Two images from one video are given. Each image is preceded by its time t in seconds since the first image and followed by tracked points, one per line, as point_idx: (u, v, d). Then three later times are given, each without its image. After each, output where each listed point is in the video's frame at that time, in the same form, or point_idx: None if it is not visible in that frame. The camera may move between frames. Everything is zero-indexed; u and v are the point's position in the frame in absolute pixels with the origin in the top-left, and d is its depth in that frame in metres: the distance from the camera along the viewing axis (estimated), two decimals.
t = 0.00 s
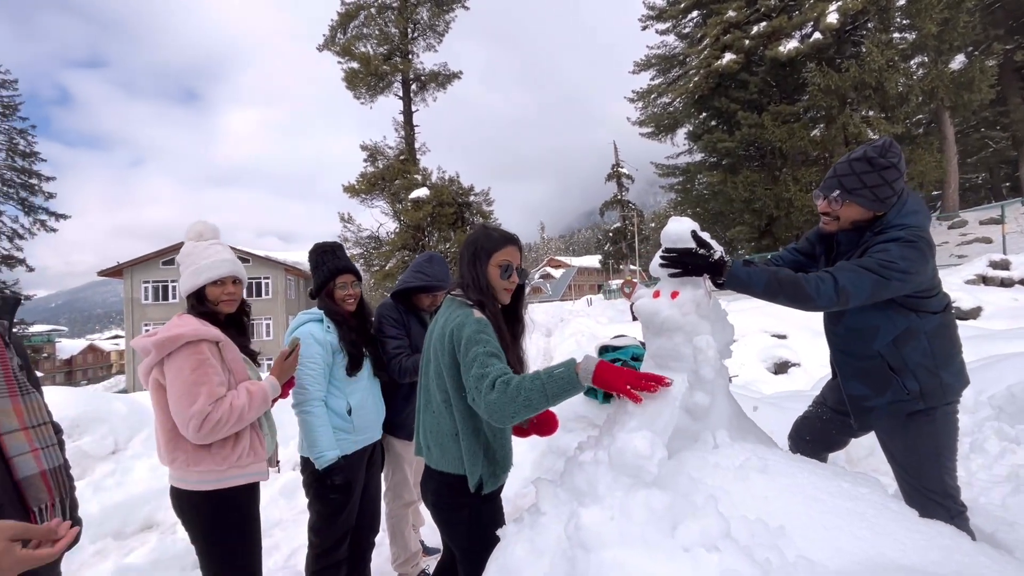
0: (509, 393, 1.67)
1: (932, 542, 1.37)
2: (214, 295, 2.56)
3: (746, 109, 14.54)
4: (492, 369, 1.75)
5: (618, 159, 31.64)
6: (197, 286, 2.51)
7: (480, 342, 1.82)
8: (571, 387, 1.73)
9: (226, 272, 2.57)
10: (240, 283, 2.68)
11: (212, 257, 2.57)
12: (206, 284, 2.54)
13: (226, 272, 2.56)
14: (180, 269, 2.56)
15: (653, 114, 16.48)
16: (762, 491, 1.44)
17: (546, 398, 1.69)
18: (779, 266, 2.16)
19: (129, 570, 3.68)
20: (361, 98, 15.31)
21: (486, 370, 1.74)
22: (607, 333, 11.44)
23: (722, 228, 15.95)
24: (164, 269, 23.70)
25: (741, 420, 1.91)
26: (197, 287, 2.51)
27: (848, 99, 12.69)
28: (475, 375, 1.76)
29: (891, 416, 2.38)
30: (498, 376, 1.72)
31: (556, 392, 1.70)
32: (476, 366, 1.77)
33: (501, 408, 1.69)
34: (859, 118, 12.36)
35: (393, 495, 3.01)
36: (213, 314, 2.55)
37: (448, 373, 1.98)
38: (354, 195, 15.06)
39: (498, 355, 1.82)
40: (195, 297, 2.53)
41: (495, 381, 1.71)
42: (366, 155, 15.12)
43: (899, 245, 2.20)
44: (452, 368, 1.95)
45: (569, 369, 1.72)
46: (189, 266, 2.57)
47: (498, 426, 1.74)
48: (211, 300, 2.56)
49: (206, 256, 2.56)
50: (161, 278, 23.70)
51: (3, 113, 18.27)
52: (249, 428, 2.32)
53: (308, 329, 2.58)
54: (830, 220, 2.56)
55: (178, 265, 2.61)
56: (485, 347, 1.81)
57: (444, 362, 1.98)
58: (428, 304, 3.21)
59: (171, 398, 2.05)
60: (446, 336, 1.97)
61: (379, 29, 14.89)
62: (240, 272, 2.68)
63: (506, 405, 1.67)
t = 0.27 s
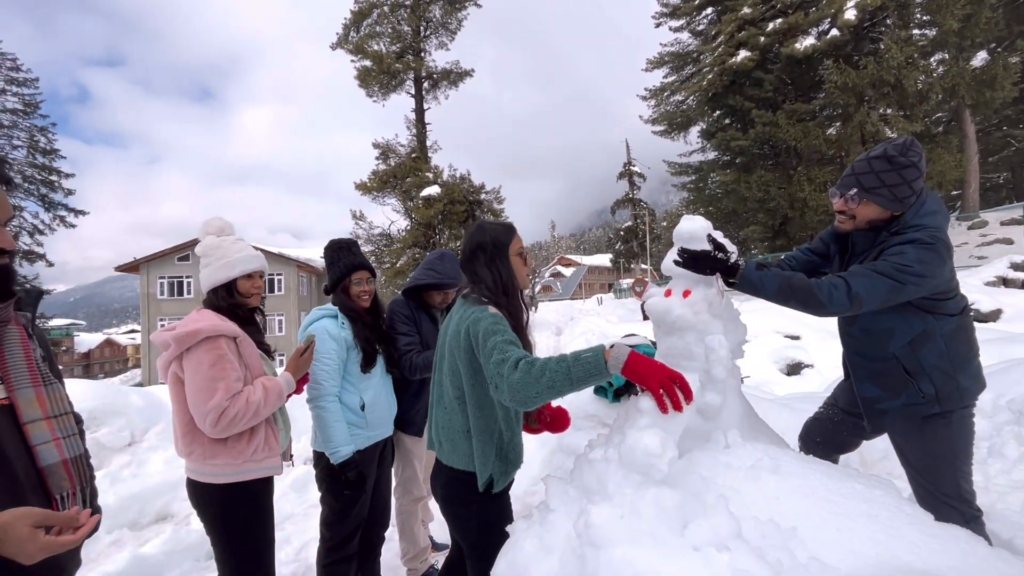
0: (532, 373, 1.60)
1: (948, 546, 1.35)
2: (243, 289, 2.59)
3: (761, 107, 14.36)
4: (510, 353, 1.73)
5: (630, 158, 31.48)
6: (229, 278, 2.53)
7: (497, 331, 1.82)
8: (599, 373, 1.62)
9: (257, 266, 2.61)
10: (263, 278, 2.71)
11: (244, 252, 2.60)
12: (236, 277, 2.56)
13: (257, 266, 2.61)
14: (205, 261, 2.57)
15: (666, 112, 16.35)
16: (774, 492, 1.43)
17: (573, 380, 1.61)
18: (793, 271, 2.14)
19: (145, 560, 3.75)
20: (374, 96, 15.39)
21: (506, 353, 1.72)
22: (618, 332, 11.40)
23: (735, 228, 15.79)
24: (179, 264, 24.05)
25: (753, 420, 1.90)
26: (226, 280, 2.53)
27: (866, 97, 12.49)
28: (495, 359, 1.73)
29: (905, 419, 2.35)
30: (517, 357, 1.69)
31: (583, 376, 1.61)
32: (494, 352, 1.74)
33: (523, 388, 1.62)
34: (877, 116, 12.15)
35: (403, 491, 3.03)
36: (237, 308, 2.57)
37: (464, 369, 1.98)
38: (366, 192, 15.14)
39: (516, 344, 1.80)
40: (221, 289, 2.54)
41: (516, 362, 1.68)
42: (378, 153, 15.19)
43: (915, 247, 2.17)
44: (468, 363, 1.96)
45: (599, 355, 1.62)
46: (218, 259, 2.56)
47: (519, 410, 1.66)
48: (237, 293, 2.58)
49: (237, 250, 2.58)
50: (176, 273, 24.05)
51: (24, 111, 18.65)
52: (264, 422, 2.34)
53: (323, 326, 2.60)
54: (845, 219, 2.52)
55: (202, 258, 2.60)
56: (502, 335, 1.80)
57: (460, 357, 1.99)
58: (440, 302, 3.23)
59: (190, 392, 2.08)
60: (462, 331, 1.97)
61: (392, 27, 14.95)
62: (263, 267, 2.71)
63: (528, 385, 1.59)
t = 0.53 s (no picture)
0: (526, 384, 1.67)
1: (955, 553, 1.34)
2: (262, 285, 2.63)
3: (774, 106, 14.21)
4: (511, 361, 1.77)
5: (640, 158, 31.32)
6: (249, 275, 2.57)
7: (503, 336, 1.84)
8: (593, 392, 1.70)
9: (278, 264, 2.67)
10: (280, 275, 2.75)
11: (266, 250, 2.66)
12: (257, 273, 2.60)
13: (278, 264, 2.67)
14: (225, 257, 2.59)
15: (677, 111, 16.24)
16: (778, 495, 1.43)
17: (566, 392, 1.67)
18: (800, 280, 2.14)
19: (155, 551, 3.81)
20: (385, 95, 15.46)
21: (506, 360, 1.76)
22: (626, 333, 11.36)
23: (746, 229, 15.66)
24: (192, 261, 24.34)
25: (759, 423, 1.89)
26: (248, 275, 2.57)
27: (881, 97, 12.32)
28: (495, 367, 1.77)
29: (913, 424, 2.32)
30: (515, 367, 1.73)
31: (577, 390, 1.68)
32: (497, 356, 1.79)
33: (517, 399, 1.69)
34: (892, 117, 11.98)
35: (409, 488, 3.04)
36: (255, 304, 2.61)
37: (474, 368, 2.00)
38: (376, 190, 15.21)
39: (520, 350, 1.82)
40: (241, 285, 2.57)
41: (513, 373, 1.73)
42: (389, 151, 15.25)
43: (921, 253, 2.14)
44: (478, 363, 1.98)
45: (593, 371, 1.71)
46: (239, 255, 2.59)
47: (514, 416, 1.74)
48: (257, 289, 2.62)
49: (258, 247, 2.63)
50: (189, 270, 24.34)
51: (43, 108, 18.96)
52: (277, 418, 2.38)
53: (335, 322, 2.63)
54: (852, 223, 2.50)
55: (222, 253, 2.62)
56: (508, 340, 1.82)
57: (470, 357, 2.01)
58: (448, 301, 3.24)
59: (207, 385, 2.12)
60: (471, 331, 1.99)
61: (403, 26, 15.01)
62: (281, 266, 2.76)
63: (522, 396, 1.67)
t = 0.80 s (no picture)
0: (537, 382, 1.67)
1: (967, 560, 1.32)
2: (270, 280, 2.63)
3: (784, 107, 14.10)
4: (522, 362, 1.77)
5: (648, 158, 31.21)
6: (256, 269, 2.57)
7: (513, 335, 1.84)
8: (601, 377, 1.69)
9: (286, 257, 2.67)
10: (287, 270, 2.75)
11: (271, 243, 2.65)
12: (265, 268, 2.61)
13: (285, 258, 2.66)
14: (234, 252, 2.60)
15: (686, 112, 16.16)
16: (786, 498, 1.41)
17: (576, 388, 1.67)
18: (809, 283, 2.12)
19: (161, 543, 3.84)
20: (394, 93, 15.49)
21: (516, 361, 1.76)
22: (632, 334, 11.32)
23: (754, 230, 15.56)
24: (201, 256, 24.53)
25: (767, 425, 1.88)
26: (256, 269, 2.57)
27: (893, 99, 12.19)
28: (506, 367, 1.78)
29: (925, 428, 2.29)
30: (526, 368, 1.74)
31: (584, 384, 1.68)
32: (507, 357, 1.79)
33: (529, 399, 1.69)
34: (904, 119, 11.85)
35: (413, 485, 3.04)
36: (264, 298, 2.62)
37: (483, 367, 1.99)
38: (384, 188, 15.25)
39: (530, 349, 1.83)
40: (249, 280, 2.58)
41: (523, 373, 1.73)
42: (397, 149, 15.28)
43: (935, 254, 2.11)
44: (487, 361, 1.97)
45: (597, 358, 1.70)
46: (247, 250, 2.60)
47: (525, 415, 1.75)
48: (265, 284, 2.62)
49: (265, 241, 2.63)
50: (198, 265, 24.53)
51: (56, 104, 19.17)
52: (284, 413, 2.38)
53: (341, 318, 2.63)
54: (865, 223, 2.47)
55: (231, 248, 2.64)
56: (518, 340, 1.82)
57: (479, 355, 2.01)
58: (454, 298, 3.24)
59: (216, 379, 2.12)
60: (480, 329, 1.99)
61: (412, 24, 15.04)
62: (288, 260, 2.76)
63: (533, 394, 1.67)
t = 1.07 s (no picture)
0: (552, 369, 1.65)
1: (986, 563, 1.30)
2: (275, 272, 2.62)
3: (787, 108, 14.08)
4: (538, 349, 1.75)
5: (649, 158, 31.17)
6: (261, 262, 2.56)
7: (528, 324, 1.82)
8: (614, 361, 1.66)
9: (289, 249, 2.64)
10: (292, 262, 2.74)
11: (274, 236, 2.63)
12: (269, 260, 2.59)
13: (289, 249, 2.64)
14: (238, 244, 2.59)
15: (689, 112, 16.13)
16: (802, 500, 1.39)
17: (591, 374, 1.65)
18: (821, 283, 2.11)
19: (161, 537, 3.83)
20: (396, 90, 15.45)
21: (532, 348, 1.74)
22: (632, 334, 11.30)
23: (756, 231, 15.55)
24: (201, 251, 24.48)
25: (777, 425, 1.86)
26: (260, 262, 2.55)
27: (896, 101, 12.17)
28: (522, 355, 1.76)
29: (934, 430, 2.28)
30: (542, 353, 1.72)
31: (598, 368, 1.65)
32: (522, 346, 1.77)
33: (547, 385, 1.67)
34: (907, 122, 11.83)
35: (416, 482, 3.02)
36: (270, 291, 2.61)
37: (495, 362, 1.97)
38: (385, 185, 15.22)
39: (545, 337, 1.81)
40: (255, 273, 2.57)
41: (540, 359, 1.71)
42: (398, 146, 15.23)
43: (949, 255, 2.10)
44: (498, 353, 1.95)
45: (611, 342, 1.68)
46: (250, 242, 2.58)
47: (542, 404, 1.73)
48: (271, 276, 2.61)
49: (268, 234, 2.61)
50: (197, 260, 24.48)
51: (57, 97, 19.10)
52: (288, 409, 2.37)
53: (345, 313, 2.61)
54: (877, 223, 2.45)
55: (234, 241, 2.62)
56: (531, 329, 1.80)
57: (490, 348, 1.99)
58: (459, 295, 3.22)
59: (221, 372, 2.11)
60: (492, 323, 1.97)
61: (415, 21, 15.01)
62: (293, 252, 2.74)
63: (551, 379, 1.65)
